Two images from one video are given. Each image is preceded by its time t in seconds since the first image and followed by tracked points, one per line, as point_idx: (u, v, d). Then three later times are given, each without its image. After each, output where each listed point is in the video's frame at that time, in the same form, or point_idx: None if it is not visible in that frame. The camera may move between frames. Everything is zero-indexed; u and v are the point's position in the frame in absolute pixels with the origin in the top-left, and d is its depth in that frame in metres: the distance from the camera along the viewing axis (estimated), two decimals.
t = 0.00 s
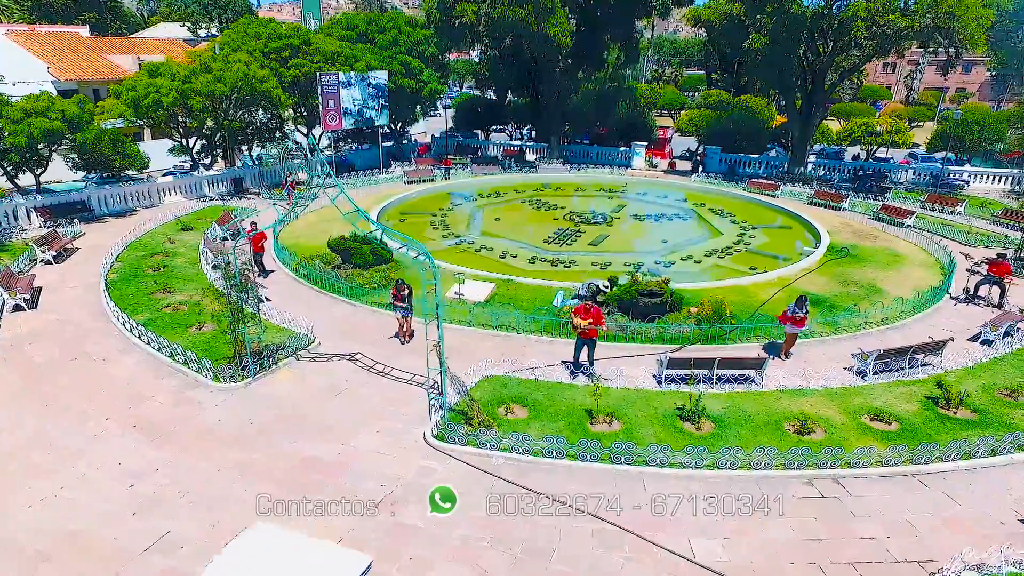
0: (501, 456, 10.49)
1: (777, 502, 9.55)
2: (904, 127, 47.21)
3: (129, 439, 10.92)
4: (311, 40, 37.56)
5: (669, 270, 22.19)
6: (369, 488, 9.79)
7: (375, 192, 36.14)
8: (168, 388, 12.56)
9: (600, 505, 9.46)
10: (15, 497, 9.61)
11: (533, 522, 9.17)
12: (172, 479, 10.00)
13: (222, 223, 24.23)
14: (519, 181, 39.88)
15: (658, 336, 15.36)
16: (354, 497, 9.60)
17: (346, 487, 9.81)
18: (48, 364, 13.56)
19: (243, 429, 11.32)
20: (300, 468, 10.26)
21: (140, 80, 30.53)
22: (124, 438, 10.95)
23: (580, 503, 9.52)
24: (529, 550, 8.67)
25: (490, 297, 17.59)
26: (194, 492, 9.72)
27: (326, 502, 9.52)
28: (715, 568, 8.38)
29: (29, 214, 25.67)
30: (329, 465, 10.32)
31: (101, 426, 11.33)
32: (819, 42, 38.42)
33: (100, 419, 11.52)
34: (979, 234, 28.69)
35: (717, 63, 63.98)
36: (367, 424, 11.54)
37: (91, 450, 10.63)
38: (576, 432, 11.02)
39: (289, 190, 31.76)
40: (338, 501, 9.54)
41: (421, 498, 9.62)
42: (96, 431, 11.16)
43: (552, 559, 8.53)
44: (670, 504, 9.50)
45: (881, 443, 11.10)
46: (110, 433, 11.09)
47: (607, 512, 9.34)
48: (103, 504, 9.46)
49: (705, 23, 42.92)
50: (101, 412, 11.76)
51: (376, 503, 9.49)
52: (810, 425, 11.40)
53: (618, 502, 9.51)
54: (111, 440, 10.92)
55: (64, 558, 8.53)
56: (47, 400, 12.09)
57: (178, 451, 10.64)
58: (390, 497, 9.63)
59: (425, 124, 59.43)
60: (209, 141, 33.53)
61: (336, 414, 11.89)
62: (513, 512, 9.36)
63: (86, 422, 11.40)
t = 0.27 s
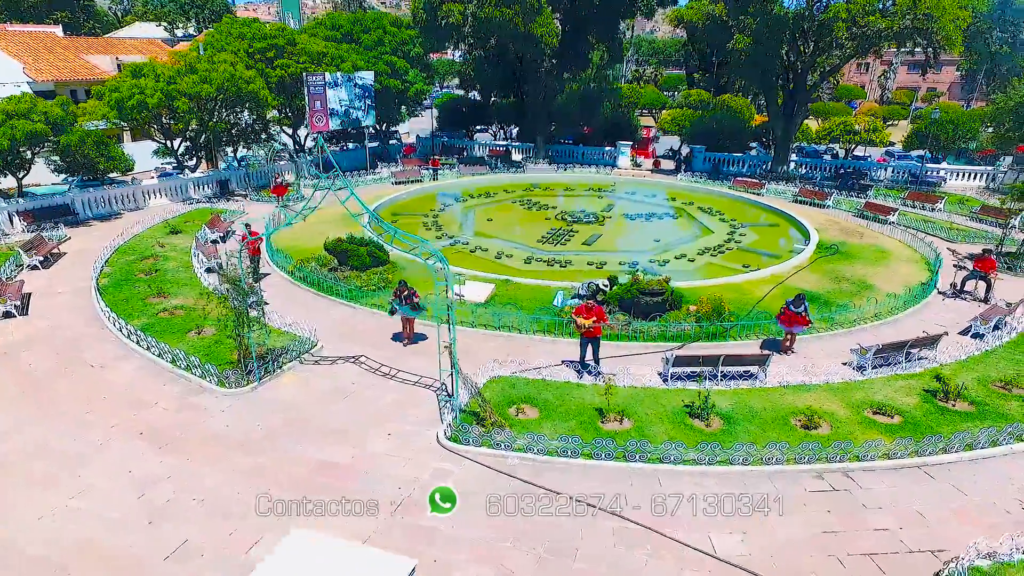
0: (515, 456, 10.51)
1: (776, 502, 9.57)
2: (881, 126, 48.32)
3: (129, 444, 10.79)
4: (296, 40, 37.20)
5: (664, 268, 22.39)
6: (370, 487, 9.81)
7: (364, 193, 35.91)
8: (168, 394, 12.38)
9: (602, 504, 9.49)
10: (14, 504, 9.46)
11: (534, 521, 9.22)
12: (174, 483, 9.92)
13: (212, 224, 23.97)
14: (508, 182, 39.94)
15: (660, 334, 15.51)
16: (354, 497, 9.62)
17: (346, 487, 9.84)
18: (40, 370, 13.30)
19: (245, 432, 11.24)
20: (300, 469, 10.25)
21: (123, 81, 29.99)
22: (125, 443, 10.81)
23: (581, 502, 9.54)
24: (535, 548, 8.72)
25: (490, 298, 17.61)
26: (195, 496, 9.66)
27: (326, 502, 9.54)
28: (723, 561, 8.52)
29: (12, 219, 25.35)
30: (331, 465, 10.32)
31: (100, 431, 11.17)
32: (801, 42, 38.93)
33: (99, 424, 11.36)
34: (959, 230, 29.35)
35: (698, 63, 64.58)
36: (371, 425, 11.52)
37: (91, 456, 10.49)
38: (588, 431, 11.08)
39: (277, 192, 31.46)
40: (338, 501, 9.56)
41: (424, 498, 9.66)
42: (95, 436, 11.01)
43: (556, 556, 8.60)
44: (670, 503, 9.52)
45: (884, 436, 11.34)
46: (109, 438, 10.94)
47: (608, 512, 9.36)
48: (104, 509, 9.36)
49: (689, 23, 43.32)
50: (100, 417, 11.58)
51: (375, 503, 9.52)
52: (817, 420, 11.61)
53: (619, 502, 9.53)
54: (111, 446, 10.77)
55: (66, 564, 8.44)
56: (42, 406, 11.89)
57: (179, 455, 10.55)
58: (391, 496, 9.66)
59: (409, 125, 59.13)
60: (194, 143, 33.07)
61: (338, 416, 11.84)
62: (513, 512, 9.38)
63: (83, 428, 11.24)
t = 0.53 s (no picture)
0: (532, 457, 10.53)
1: (776, 502, 9.56)
2: (858, 125, 49.33)
3: (133, 451, 10.65)
4: (281, 41, 36.75)
5: (659, 266, 22.53)
6: (369, 487, 9.82)
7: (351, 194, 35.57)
8: (170, 399, 12.20)
9: (601, 505, 9.51)
10: (16, 513, 9.31)
11: (534, 521, 9.24)
12: (176, 487, 9.83)
13: (200, 227, 23.77)
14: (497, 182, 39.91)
15: (662, 332, 15.62)
16: (354, 497, 9.64)
17: (346, 486, 9.85)
18: (34, 378, 13.04)
19: (252, 437, 11.11)
20: (302, 471, 10.22)
21: (104, 82, 29.35)
22: (128, 450, 10.66)
23: (581, 503, 9.56)
24: (541, 544, 8.81)
25: (491, 299, 17.59)
26: (198, 500, 9.58)
27: (326, 502, 9.55)
28: (736, 551, 8.67)
29: None
30: (334, 466, 10.31)
31: (102, 438, 11.00)
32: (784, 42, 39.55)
33: (100, 431, 11.19)
34: (941, 226, 30.04)
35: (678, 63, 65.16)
36: (376, 426, 11.48)
37: (93, 464, 10.33)
38: (602, 430, 11.14)
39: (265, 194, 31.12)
40: (338, 500, 9.58)
41: (424, 497, 9.68)
42: (96, 443, 10.84)
43: (561, 552, 8.69)
44: (670, 503, 9.52)
45: (890, 429, 11.59)
46: (111, 445, 10.79)
47: (607, 512, 9.38)
48: (107, 516, 9.26)
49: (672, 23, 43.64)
50: (100, 424, 11.41)
51: (376, 502, 9.54)
52: (823, 414, 11.81)
53: (618, 502, 9.54)
54: (113, 452, 10.62)
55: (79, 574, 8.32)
56: (40, 414, 11.68)
57: (182, 459, 10.44)
58: (391, 496, 9.69)
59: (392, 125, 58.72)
60: (177, 144, 32.56)
61: (343, 417, 11.77)
62: (513, 512, 9.41)
63: (84, 435, 11.06)
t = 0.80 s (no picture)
0: (550, 456, 10.55)
1: (790, 496, 9.68)
2: (835, 124, 50.29)
3: (136, 456, 10.49)
4: (265, 41, 36.25)
5: (655, 265, 22.70)
6: (368, 487, 9.83)
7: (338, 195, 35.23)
8: (170, 404, 12.02)
9: (602, 504, 9.52)
10: (16, 520, 9.16)
11: (546, 520, 9.26)
12: (177, 492, 9.74)
13: (190, 230, 23.43)
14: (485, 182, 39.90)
15: (666, 330, 15.76)
16: (355, 497, 9.64)
17: (346, 486, 9.85)
18: (28, 383, 12.79)
19: (259, 441, 10.98)
20: (304, 472, 10.18)
21: (86, 83, 28.69)
22: (130, 455, 10.52)
23: (581, 502, 9.57)
24: (545, 540, 8.89)
25: (492, 299, 17.58)
26: (203, 505, 9.49)
27: (326, 502, 9.55)
28: (745, 541, 8.85)
29: None
30: (336, 466, 10.29)
31: (102, 443, 10.83)
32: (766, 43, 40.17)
33: (100, 437, 11.01)
34: (922, 223, 30.73)
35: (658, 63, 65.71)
36: (381, 427, 11.45)
37: (94, 470, 10.17)
38: (617, 428, 11.20)
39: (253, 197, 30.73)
40: (338, 500, 9.58)
41: (425, 497, 9.70)
42: (96, 448, 10.68)
43: (564, 547, 8.78)
44: (671, 502, 9.57)
45: (897, 422, 11.85)
46: (112, 450, 10.64)
47: (607, 512, 9.40)
48: (109, 521, 9.16)
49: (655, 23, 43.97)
50: (101, 430, 11.21)
51: (375, 502, 9.55)
52: (831, 408, 12.03)
53: (619, 501, 9.57)
54: (114, 457, 10.48)
55: None
56: (37, 422, 11.45)
57: (184, 463, 10.34)
58: (391, 495, 9.70)
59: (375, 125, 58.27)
60: (159, 147, 32.00)
61: (347, 418, 11.72)
62: (513, 512, 9.40)
63: (84, 440, 10.89)
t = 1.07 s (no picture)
0: (571, 455, 10.58)
1: (807, 489, 9.87)
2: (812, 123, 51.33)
3: (137, 462, 10.38)
4: (248, 41, 35.75)
5: (650, 263, 22.87)
6: (368, 487, 9.83)
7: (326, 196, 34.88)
8: (170, 409, 11.88)
9: (601, 504, 9.54)
10: (17, 527, 9.06)
11: (566, 515, 9.33)
12: (177, 495, 9.67)
13: (180, 233, 23.13)
14: (474, 182, 39.86)
15: (669, 328, 15.92)
16: (354, 497, 9.64)
17: (345, 485, 9.86)
18: (22, 391, 12.56)
19: (270, 445, 10.87)
20: (314, 475, 10.12)
21: (67, 83, 28.02)
22: (130, 460, 10.42)
23: (581, 503, 9.57)
24: (548, 536, 8.97)
25: (494, 299, 17.56)
26: (217, 510, 9.38)
27: (326, 502, 9.56)
28: (758, 530, 9.04)
29: None
30: (337, 467, 10.28)
31: (102, 450, 10.70)
32: (746, 44, 40.81)
33: (99, 443, 10.87)
34: (903, 219, 31.41)
35: (638, 63, 66.24)
36: (386, 427, 11.43)
37: (94, 476, 10.05)
38: (633, 426, 11.29)
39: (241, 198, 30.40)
40: (338, 500, 9.58)
41: (425, 496, 9.70)
42: (95, 455, 10.55)
43: (567, 542, 8.88)
44: (672, 503, 9.54)
45: (903, 414, 12.13)
46: (111, 456, 10.53)
47: (607, 512, 9.42)
48: (110, 525, 9.10)
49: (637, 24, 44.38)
50: (100, 436, 11.07)
51: (375, 502, 9.55)
52: (838, 401, 12.27)
53: (619, 501, 9.57)
54: (114, 462, 10.38)
55: None
56: (33, 429, 11.27)
57: (184, 466, 10.28)
58: (391, 495, 9.71)
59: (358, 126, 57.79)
60: (142, 148, 31.43)
61: (353, 420, 11.66)
62: (513, 512, 9.40)
63: (83, 448, 10.75)
